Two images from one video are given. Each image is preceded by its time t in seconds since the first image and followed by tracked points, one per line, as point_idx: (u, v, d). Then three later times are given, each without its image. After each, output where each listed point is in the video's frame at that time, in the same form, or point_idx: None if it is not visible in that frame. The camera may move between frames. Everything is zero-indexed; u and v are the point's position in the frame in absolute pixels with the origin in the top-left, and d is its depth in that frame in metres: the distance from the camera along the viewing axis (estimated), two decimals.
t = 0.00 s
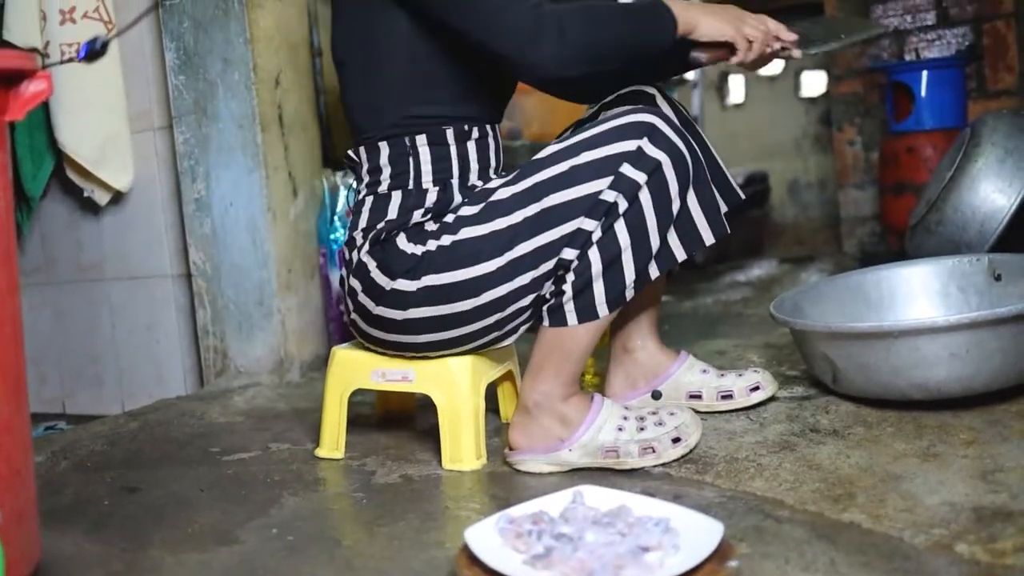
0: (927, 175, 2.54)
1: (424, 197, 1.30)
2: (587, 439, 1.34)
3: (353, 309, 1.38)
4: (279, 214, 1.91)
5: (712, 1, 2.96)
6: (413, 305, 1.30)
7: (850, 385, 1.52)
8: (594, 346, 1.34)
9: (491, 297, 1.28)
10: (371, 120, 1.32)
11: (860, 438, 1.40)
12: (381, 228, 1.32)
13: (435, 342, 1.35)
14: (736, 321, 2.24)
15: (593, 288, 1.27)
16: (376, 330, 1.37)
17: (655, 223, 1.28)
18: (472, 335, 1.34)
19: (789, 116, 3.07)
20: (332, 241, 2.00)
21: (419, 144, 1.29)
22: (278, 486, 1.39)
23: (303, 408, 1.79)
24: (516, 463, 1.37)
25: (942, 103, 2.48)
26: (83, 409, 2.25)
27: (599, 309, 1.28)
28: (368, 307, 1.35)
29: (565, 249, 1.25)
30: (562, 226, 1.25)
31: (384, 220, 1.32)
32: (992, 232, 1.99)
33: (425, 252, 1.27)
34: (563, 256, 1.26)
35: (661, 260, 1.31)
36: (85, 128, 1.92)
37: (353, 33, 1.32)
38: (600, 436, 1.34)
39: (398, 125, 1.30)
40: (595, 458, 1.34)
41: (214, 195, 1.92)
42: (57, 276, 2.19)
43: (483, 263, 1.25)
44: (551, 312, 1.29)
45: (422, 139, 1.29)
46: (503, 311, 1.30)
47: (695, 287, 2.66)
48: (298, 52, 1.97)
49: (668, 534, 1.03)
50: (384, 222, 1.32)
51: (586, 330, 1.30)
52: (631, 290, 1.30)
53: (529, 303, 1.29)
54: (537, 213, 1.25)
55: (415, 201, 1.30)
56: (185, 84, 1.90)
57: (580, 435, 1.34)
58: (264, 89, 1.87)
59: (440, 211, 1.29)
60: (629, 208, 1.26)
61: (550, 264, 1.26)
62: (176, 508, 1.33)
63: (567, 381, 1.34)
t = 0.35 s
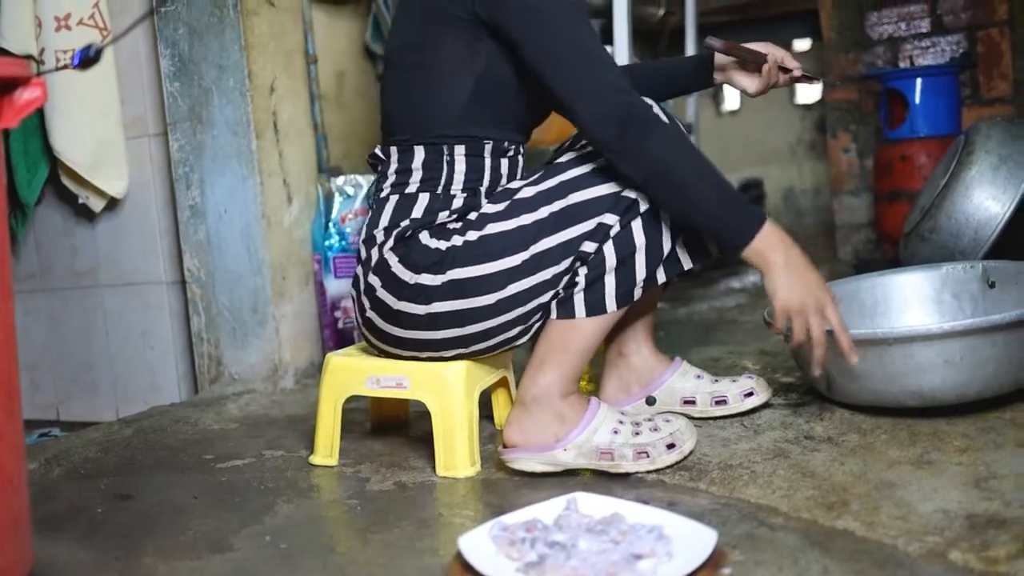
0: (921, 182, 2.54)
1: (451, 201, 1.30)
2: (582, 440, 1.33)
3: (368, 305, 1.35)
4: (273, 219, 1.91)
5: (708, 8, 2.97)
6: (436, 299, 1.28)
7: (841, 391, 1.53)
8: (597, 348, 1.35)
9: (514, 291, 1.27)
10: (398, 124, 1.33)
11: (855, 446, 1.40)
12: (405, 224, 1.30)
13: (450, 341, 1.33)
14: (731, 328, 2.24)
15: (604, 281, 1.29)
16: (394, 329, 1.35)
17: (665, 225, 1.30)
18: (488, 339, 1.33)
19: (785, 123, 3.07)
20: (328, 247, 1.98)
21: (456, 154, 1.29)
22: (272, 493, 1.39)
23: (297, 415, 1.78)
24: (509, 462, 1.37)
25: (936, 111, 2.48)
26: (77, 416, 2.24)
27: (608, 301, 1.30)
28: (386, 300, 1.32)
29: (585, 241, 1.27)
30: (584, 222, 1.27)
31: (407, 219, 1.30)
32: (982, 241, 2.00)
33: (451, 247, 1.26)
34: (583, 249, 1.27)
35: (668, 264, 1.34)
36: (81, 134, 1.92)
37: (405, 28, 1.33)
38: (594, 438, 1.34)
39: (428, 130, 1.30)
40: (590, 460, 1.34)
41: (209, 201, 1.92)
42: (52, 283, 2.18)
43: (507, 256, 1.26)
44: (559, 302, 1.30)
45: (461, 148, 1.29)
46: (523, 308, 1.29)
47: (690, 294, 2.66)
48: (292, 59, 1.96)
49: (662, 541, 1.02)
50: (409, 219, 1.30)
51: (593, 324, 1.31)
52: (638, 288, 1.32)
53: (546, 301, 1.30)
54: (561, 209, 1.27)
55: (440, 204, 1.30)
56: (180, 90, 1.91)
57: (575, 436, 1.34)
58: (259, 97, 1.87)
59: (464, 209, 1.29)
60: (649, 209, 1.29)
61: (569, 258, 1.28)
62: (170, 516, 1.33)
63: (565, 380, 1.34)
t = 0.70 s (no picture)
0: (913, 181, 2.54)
1: (467, 206, 1.30)
2: (574, 438, 1.33)
3: (377, 307, 1.34)
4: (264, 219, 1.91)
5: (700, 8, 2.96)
6: (451, 302, 1.29)
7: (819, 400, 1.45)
8: (594, 346, 1.35)
9: (530, 293, 1.30)
10: (416, 126, 1.32)
11: (846, 444, 1.40)
12: (420, 226, 1.30)
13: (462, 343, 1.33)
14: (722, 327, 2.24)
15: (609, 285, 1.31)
16: (406, 332, 1.34)
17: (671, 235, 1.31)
18: (494, 344, 1.34)
19: (777, 122, 3.07)
20: (318, 246, 2.00)
21: (477, 161, 1.30)
22: (262, 493, 1.38)
23: (288, 415, 1.78)
24: (500, 458, 1.35)
25: (928, 111, 2.49)
26: (68, 417, 2.24)
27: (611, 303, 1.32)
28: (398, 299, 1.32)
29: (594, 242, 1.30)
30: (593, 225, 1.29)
31: (422, 220, 1.31)
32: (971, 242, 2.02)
33: (468, 250, 1.28)
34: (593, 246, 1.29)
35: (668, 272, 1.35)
36: (72, 134, 1.91)
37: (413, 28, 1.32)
38: (586, 435, 1.33)
39: (445, 133, 1.29)
40: (581, 457, 1.33)
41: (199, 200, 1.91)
42: (42, 283, 2.17)
43: (521, 260, 1.28)
44: (562, 301, 1.32)
45: (482, 156, 1.29)
46: (533, 310, 1.32)
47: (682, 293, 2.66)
48: (283, 58, 1.97)
49: (652, 540, 1.02)
50: (424, 221, 1.30)
51: (592, 321, 1.33)
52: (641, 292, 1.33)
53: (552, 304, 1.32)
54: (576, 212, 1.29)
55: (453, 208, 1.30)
56: (170, 90, 1.90)
57: (566, 433, 1.33)
58: (249, 96, 1.87)
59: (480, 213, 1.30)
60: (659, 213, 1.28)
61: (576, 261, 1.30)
62: (160, 516, 1.32)
63: (558, 377, 1.34)
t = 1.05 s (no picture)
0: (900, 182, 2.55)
1: (442, 210, 1.31)
2: (561, 443, 1.33)
3: (356, 312, 1.34)
4: (251, 222, 1.91)
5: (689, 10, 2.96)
6: (427, 305, 1.28)
7: (800, 453, 1.22)
8: (577, 351, 1.35)
9: (506, 297, 1.28)
10: (391, 132, 1.32)
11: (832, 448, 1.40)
12: (394, 230, 1.30)
13: (439, 347, 1.33)
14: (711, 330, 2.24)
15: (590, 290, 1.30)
16: (384, 336, 1.33)
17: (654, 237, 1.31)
18: (476, 347, 1.33)
19: (765, 124, 3.08)
20: (307, 250, 2.00)
21: (448, 164, 1.30)
22: (250, 498, 1.38)
23: (276, 419, 1.77)
24: (487, 464, 1.35)
25: (915, 112, 2.50)
26: (56, 421, 2.23)
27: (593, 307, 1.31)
28: (372, 306, 1.31)
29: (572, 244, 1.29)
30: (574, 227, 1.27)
31: (397, 223, 1.30)
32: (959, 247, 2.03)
33: (440, 253, 1.27)
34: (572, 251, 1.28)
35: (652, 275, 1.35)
36: (59, 138, 1.90)
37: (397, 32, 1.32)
38: (573, 440, 1.33)
39: (422, 138, 1.29)
40: (568, 462, 1.33)
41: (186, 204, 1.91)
42: (29, 286, 2.17)
43: (497, 262, 1.27)
44: (543, 306, 1.30)
45: (453, 159, 1.30)
46: (513, 314, 1.30)
47: (670, 294, 2.67)
48: (270, 62, 1.97)
49: (638, 544, 1.02)
50: (398, 225, 1.30)
51: (575, 327, 1.32)
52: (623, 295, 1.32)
53: (534, 306, 1.31)
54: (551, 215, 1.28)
55: (429, 211, 1.30)
56: (157, 93, 1.89)
57: (554, 438, 1.33)
58: (236, 98, 1.87)
59: (456, 216, 1.30)
60: (637, 215, 1.28)
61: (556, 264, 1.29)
62: (146, 521, 1.32)
63: (543, 382, 1.34)
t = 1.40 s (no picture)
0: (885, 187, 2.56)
1: (427, 216, 1.30)
2: (546, 450, 1.33)
3: (342, 320, 1.34)
4: (237, 225, 1.90)
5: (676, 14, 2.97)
6: (412, 316, 1.28)
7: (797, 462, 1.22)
8: (564, 359, 1.33)
9: (493, 307, 1.28)
10: (371, 136, 1.32)
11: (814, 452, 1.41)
12: (378, 239, 1.29)
13: (424, 356, 1.33)
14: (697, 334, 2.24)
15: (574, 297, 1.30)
16: (370, 344, 1.34)
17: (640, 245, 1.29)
18: (464, 355, 1.33)
19: (752, 128, 3.09)
20: (292, 254, 1.99)
21: (432, 168, 1.30)
22: (234, 503, 1.38)
23: (261, 424, 1.77)
24: (473, 470, 1.36)
25: (900, 117, 2.50)
26: (40, 426, 2.22)
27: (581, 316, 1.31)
28: (359, 316, 1.31)
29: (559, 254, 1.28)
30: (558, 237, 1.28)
31: (382, 232, 1.30)
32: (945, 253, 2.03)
33: (426, 263, 1.26)
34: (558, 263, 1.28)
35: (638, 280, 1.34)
36: (43, 141, 1.89)
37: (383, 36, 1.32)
38: (559, 446, 1.33)
39: (405, 143, 1.30)
40: (554, 468, 1.33)
41: (172, 208, 1.90)
42: (13, 290, 2.15)
43: (484, 274, 1.26)
44: (529, 314, 1.30)
45: (436, 163, 1.30)
46: (498, 324, 1.30)
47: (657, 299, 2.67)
48: (256, 65, 1.97)
49: (623, 549, 1.02)
50: (383, 234, 1.29)
51: (560, 336, 1.30)
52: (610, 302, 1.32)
53: (520, 314, 1.30)
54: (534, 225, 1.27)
55: (415, 219, 1.30)
56: (143, 97, 1.88)
57: (539, 445, 1.33)
58: (221, 102, 1.87)
59: (442, 223, 1.29)
60: (624, 223, 1.26)
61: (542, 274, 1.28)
62: (129, 527, 1.31)
63: (529, 391, 1.33)
